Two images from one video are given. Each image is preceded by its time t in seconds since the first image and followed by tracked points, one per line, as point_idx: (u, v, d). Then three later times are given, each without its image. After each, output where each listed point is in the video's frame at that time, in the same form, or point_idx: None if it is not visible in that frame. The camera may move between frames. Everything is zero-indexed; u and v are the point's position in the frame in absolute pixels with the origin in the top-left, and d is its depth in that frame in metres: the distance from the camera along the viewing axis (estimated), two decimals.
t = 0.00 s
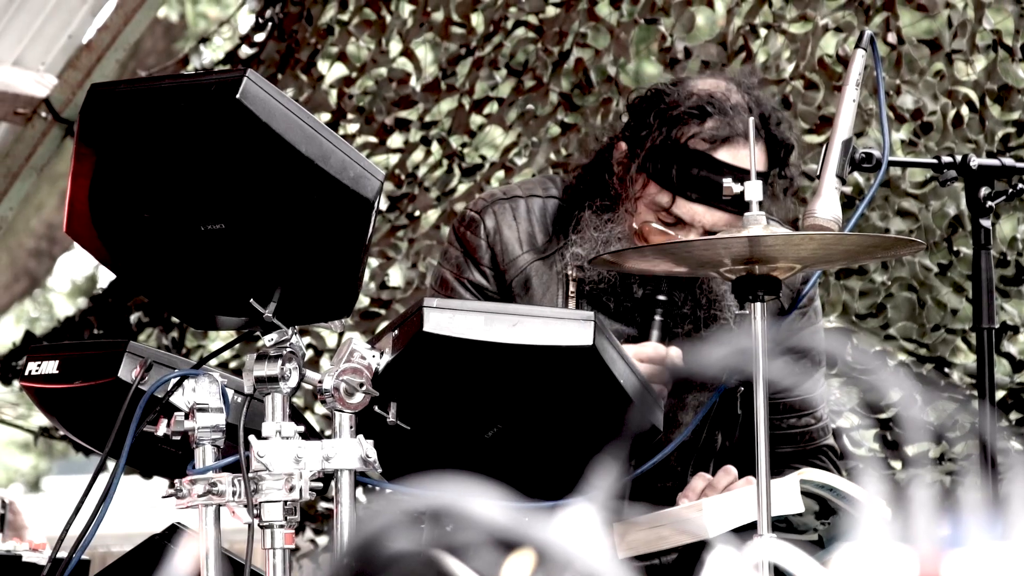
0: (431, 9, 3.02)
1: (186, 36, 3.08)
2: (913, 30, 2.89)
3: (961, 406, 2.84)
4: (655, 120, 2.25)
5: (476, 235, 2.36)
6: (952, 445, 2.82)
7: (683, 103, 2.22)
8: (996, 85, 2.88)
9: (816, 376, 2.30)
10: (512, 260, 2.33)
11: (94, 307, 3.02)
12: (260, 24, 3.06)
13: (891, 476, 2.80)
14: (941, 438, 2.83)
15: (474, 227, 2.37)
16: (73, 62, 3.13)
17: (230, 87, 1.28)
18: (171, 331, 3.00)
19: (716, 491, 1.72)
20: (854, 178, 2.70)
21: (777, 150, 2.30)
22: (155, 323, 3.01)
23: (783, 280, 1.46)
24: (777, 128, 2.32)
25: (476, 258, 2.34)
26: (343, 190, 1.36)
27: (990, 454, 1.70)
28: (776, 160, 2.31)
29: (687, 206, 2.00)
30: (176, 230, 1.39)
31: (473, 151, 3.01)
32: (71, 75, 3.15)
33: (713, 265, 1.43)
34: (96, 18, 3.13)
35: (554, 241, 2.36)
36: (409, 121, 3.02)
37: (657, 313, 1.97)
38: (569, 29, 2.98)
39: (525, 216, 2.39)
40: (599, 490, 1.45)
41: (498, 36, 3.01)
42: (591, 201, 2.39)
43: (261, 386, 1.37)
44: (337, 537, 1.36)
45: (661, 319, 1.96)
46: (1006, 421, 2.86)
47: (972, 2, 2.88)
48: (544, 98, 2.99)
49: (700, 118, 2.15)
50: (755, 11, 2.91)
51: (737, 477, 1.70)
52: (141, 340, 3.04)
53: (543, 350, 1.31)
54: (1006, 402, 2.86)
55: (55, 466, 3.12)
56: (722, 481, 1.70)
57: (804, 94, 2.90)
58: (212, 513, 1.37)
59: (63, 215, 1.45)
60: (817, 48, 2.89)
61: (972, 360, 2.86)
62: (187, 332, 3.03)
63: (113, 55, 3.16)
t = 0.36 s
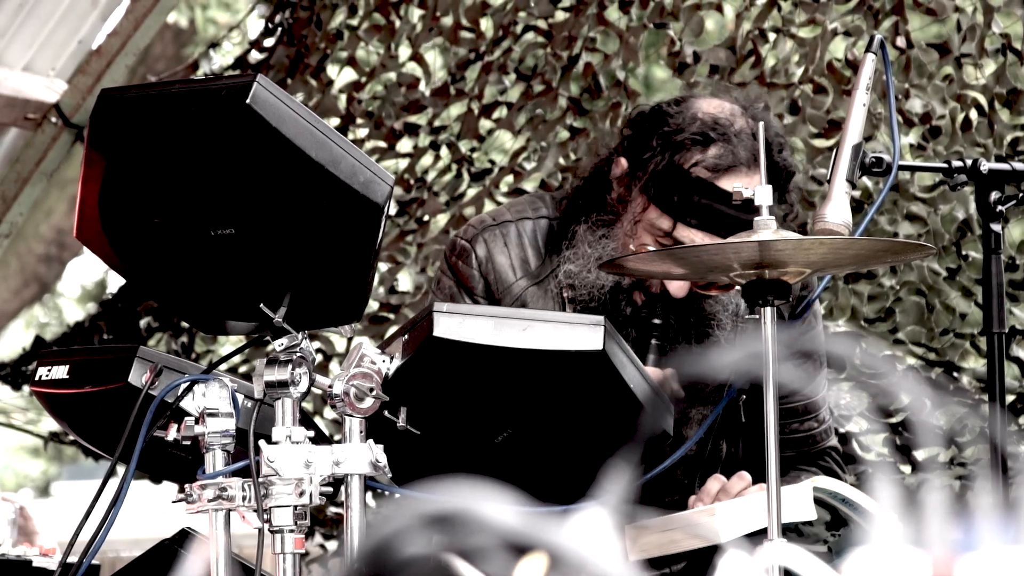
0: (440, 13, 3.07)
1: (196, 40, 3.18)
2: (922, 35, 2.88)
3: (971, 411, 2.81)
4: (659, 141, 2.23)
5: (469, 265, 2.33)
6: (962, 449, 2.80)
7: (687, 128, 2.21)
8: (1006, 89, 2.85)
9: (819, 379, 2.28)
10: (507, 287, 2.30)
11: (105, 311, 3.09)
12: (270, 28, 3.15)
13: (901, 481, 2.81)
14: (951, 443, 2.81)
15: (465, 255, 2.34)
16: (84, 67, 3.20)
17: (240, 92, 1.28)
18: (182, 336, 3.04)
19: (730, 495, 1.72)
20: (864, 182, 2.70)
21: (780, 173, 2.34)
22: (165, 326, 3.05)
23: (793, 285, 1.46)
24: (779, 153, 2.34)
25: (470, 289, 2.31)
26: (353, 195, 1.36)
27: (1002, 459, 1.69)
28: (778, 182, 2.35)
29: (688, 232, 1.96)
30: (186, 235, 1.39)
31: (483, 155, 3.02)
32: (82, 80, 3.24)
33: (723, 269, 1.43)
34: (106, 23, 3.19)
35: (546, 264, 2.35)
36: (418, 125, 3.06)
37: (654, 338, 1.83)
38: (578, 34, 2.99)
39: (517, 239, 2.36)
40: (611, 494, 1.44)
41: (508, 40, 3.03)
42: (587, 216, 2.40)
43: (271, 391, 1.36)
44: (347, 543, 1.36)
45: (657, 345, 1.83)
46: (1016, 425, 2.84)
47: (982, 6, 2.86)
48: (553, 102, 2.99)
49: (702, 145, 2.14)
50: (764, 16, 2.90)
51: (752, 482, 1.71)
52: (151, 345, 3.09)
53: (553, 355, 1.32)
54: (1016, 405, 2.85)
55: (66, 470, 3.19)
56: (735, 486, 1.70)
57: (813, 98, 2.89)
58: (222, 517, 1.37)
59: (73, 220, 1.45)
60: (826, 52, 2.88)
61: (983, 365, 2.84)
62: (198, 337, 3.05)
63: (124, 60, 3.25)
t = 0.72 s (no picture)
0: (447, 8, 3.07)
1: (203, 34, 3.22)
2: (929, 30, 2.87)
3: (976, 407, 2.81)
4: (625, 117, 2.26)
5: (461, 254, 2.31)
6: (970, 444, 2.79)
7: (650, 99, 2.23)
8: (1012, 84, 2.84)
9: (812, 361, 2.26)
10: (499, 274, 2.28)
11: (110, 304, 3.12)
12: (277, 22, 3.17)
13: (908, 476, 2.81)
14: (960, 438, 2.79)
15: (457, 245, 2.32)
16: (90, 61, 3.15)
17: (248, 86, 1.28)
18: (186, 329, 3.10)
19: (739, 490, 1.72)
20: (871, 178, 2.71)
21: (748, 131, 2.27)
22: (171, 321, 3.09)
23: (801, 280, 1.46)
24: (748, 111, 2.29)
25: (463, 278, 2.29)
26: (360, 189, 1.35)
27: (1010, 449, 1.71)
28: (748, 140, 2.27)
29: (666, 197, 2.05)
30: (194, 228, 1.39)
31: (489, 150, 3.04)
32: (89, 74, 3.18)
33: (730, 265, 1.43)
34: (113, 17, 3.15)
35: (537, 249, 2.32)
36: (425, 119, 3.07)
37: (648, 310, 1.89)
38: (585, 28, 2.98)
39: (508, 225, 2.34)
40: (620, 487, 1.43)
41: (514, 35, 3.03)
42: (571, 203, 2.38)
43: (278, 384, 1.37)
44: (354, 536, 1.36)
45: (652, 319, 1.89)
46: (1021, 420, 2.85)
47: (989, 1, 2.84)
48: (559, 97, 2.99)
49: (667, 113, 2.16)
50: (771, 11, 2.90)
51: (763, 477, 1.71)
52: (157, 337, 3.12)
53: (560, 348, 1.32)
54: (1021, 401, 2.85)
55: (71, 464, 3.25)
56: (746, 481, 1.70)
57: (819, 93, 2.90)
58: (228, 512, 1.38)
59: (80, 213, 1.45)
60: (833, 47, 2.89)
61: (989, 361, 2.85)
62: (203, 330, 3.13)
63: (131, 53, 3.23)
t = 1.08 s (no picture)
0: (447, 1, 3.07)
1: (202, 27, 3.21)
2: (929, 26, 2.87)
3: (974, 401, 2.80)
4: (601, 104, 2.23)
5: (447, 252, 2.31)
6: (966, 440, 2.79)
7: (625, 83, 2.21)
8: (1012, 80, 2.82)
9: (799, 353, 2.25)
10: (486, 271, 2.29)
11: (109, 297, 3.10)
12: (277, 15, 3.18)
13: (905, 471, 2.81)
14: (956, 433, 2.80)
15: (443, 244, 2.32)
16: (90, 53, 3.21)
17: (247, 78, 1.28)
18: (185, 322, 3.07)
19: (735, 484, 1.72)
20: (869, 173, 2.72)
21: (725, 115, 2.29)
22: (169, 313, 3.07)
23: (799, 275, 1.46)
24: (722, 95, 2.28)
25: (451, 277, 2.29)
26: (359, 182, 1.35)
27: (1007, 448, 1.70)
28: (725, 125, 2.30)
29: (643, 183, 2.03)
30: (192, 221, 1.39)
31: (488, 144, 3.03)
32: (88, 65, 3.24)
33: (728, 259, 1.42)
34: (113, 10, 3.20)
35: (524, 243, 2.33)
36: (423, 113, 3.08)
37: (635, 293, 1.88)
38: (584, 23, 2.98)
39: (494, 222, 2.34)
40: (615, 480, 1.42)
41: (514, 29, 3.03)
42: (550, 196, 2.40)
43: (275, 377, 1.37)
44: (350, 530, 1.37)
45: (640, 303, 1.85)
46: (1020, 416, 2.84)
47: None
48: (559, 90, 2.99)
49: (643, 97, 2.15)
50: (770, 5, 2.90)
51: (758, 472, 1.70)
52: (155, 330, 3.10)
53: (558, 342, 1.32)
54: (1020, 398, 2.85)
55: (68, 456, 3.24)
56: (741, 475, 1.70)
57: (818, 88, 2.89)
58: (225, 505, 1.37)
59: (79, 205, 1.45)
60: (832, 43, 2.88)
61: (986, 356, 2.84)
62: (201, 322, 3.07)
63: (131, 45, 3.28)
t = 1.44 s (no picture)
0: None
1: (190, 20, 3.17)
2: (917, 18, 2.89)
3: (964, 394, 2.82)
4: (568, 117, 2.23)
5: (419, 267, 2.29)
6: (955, 432, 2.82)
7: (590, 95, 2.19)
8: (1001, 72, 2.87)
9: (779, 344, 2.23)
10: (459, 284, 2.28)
11: (96, 290, 3.13)
12: (265, 8, 3.12)
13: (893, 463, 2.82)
14: (945, 425, 2.82)
15: (414, 258, 2.30)
16: (79, 46, 3.13)
17: (234, 72, 1.28)
18: (172, 316, 3.12)
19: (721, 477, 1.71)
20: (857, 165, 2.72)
21: (689, 111, 2.32)
22: (156, 306, 3.11)
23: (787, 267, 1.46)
24: (685, 90, 2.32)
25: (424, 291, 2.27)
26: (347, 176, 1.35)
27: (995, 442, 1.69)
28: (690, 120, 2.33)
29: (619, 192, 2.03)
30: (180, 214, 1.39)
31: (476, 136, 3.04)
32: (76, 60, 3.16)
33: (716, 252, 1.42)
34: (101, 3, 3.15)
35: (495, 256, 2.33)
36: (411, 106, 3.07)
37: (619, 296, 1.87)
38: (572, 15, 2.98)
39: (465, 233, 2.34)
40: (603, 474, 1.44)
41: (501, 22, 3.03)
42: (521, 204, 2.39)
43: (263, 371, 1.36)
44: (339, 522, 1.37)
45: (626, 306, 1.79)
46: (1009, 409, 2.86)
47: None
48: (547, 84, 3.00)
49: (609, 106, 2.13)
50: None
51: (744, 465, 1.70)
52: (143, 323, 3.14)
53: (545, 334, 1.32)
54: (1009, 390, 2.86)
55: (57, 450, 3.19)
56: (725, 468, 1.70)
57: (806, 81, 2.91)
58: (214, 498, 1.38)
59: (67, 200, 1.44)
60: (821, 35, 2.91)
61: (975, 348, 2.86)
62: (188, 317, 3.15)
63: (118, 39, 3.21)
